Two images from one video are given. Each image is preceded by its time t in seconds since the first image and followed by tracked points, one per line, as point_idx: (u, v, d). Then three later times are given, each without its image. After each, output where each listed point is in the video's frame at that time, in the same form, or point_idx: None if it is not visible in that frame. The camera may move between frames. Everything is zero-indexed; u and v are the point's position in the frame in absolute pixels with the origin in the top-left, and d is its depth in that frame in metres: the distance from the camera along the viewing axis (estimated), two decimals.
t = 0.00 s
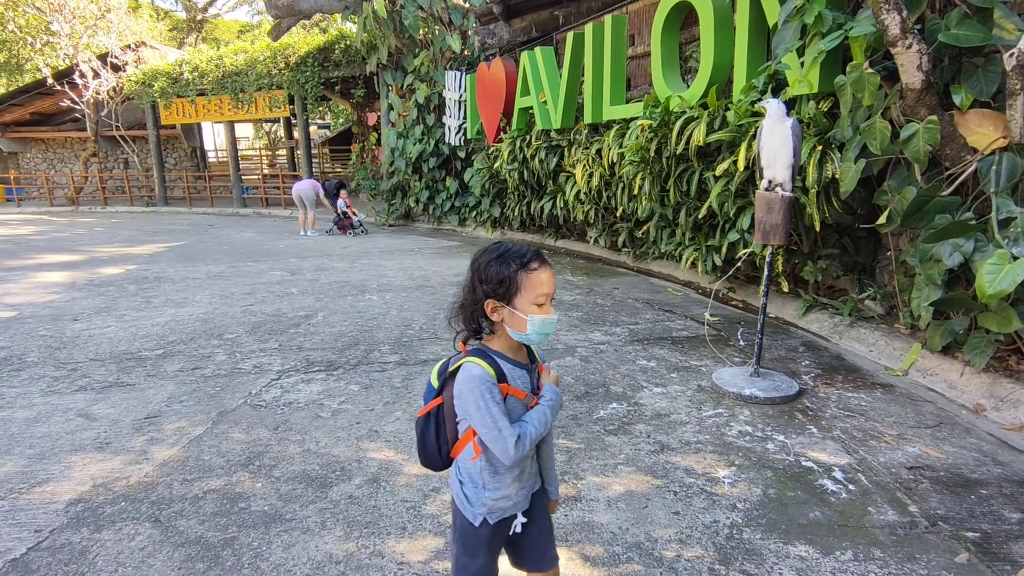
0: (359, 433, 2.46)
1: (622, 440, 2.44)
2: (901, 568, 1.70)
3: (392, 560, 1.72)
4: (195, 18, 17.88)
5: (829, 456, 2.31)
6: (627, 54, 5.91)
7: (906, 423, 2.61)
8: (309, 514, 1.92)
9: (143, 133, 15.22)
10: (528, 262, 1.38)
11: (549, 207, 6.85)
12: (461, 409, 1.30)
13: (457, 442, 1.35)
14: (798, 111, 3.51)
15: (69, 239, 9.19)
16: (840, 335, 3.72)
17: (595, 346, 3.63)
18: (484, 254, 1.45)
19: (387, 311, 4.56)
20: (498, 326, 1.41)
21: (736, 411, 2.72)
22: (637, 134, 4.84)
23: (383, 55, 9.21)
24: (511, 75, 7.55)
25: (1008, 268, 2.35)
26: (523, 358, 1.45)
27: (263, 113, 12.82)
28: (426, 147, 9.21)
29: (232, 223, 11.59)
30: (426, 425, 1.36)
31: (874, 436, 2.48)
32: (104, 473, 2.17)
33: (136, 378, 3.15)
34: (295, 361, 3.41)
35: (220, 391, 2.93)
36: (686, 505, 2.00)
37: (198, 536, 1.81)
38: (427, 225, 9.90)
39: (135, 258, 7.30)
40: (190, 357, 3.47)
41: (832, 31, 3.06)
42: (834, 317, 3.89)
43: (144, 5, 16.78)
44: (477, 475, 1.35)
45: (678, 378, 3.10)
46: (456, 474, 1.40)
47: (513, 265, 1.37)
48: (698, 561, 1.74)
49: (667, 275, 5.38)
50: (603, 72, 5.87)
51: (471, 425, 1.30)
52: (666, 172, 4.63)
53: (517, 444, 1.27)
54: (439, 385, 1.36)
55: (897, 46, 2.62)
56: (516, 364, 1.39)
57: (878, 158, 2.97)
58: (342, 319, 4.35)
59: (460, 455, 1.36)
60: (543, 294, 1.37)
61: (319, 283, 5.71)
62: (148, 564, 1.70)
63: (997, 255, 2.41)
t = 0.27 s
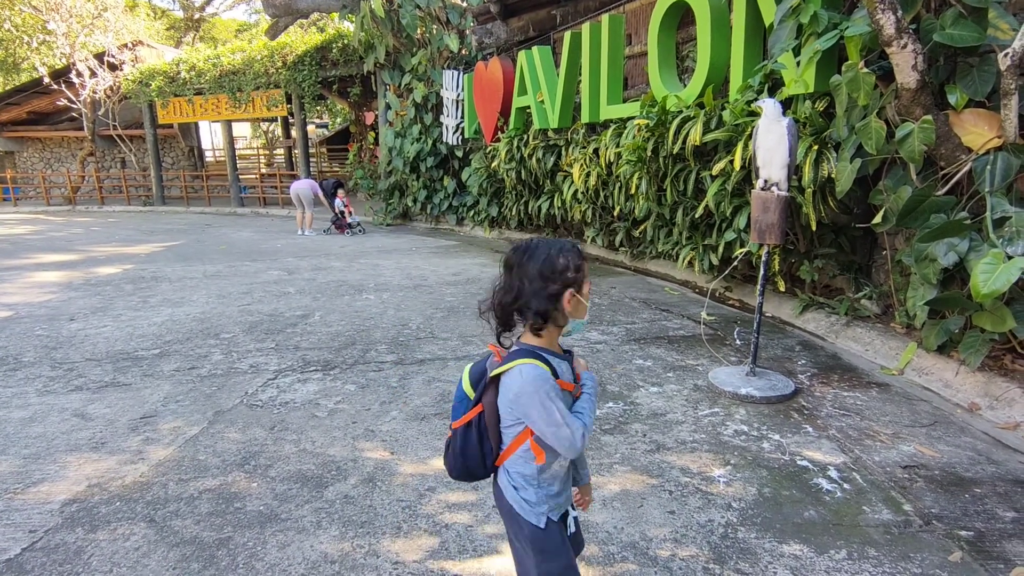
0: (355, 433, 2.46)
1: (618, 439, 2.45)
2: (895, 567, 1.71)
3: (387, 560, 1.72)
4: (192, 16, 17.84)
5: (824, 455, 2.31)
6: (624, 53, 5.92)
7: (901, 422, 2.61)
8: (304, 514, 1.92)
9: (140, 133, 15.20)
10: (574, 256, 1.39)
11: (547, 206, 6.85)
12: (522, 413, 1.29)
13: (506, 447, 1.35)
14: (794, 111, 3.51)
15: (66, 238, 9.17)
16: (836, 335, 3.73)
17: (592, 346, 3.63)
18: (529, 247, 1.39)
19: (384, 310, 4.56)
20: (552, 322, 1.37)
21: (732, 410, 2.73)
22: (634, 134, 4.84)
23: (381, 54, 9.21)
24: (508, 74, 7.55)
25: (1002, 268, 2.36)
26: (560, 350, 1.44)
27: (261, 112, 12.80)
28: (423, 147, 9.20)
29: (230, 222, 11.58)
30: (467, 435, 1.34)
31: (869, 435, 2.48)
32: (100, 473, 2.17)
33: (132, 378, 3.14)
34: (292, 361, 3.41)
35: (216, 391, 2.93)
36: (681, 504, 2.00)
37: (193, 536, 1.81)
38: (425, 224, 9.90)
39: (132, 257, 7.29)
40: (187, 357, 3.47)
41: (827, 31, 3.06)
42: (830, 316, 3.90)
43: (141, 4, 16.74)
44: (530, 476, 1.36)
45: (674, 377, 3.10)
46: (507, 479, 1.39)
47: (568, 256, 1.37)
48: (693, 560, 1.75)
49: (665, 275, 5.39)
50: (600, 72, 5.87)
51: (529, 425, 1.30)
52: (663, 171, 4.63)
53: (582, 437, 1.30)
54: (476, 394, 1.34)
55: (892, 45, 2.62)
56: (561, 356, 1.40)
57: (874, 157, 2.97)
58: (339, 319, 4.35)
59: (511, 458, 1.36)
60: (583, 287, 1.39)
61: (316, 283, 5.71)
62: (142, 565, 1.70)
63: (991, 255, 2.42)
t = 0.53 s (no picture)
0: (350, 433, 2.46)
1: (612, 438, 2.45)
2: (889, 566, 1.71)
3: (381, 561, 1.72)
4: (189, 16, 17.81)
5: (819, 454, 2.32)
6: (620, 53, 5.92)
7: (895, 421, 2.62)
8: (298, 515, 1.92)
9: (136, 133, 15.16)
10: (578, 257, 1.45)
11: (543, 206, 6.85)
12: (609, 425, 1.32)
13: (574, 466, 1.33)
14: (789, 110, 3.52)
15: (61, 239, 9.14)
16: (832, 334, 3.73)
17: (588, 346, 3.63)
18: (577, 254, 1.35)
19: (381, 310, 4.55)
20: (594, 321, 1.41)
21: (727, 409, 2.72)
22: (630, 134, 4.84)
23: (378, 54, 9.20)
24: (505, 74, 7.55)
25: (996, 267, 2.36)
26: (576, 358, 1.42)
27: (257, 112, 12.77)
28: (420, 147, 9.19)
29: (226, 222, 11.54)
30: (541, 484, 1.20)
31: (864, 434, 2.48)
32: (93, 474, 2.16)
33: (126, 378, 3.13)
34: (287, 361, 3.40)
35: (210, 392, 2.92)
36: (676, 504, 2.00)
37: (186, 537, 1.81)
38: (422, 224, 9.89)
39: (128, 258, 7.27)
40: (182, 358, 3.46)
41: (822, 31, 3.06)
42: (826, 315, 3.90)
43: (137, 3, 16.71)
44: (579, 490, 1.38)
45: (669, 377, 3.11)
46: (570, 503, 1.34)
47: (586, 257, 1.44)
48: (687, 560, 1.75)
49: (662, 274, 5.39)
50: (596, 72, 5.87)
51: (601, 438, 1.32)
52: (658, 171, 4.64)
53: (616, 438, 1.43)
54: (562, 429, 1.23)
55: (886, 45, 2.62)
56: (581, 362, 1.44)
57: (868, 156, 2.97)
58: (335, 319, 4.34)
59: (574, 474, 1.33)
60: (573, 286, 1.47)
61: (312, 283, 5.71)
62: (135, 566, 1.69)
63: (985, 254, 2.42)
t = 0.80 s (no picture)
0: (345, 435, 2.45)
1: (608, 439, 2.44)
2: (883, 565, 1.71)
3: (375, 562, 1.71)
4: (185, 17, 17.77)
5: (814, 454, 2.32)
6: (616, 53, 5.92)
7: (891, 420, 2.62)
8: (292, 517, 1.91)
9: (132, 134, 15.12)
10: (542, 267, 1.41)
11: (540, 206, 6.85)
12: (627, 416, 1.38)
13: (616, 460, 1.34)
14: (784, 110, 3.52)
15: (56, 240, 9.11)
16: (828, 333, 3.74)
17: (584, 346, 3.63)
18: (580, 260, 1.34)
19: (376, 311, 4.55)
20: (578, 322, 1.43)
21: (722, 410, 2.73)
22: (626, 134, 4.84)
23: (374, 54, 9.19)
24: (501, 74, 7.55)
25: (989, 266, 2.36)
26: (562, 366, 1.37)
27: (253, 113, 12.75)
28: (416, 147, 9.18)
29: (223, 223, 11.51)
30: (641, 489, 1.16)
31: (859, 434, 2.49)
32: (86, 477, 2.15)
33: (120, 380, 3.12)
34: (282, 362, 3.40)
35: (205, 394, 2.91)
36: (671, 505, 2.00)
37: (180, 540, 1.80)
38: (418, 224, 9.89)
39: (123, 259, 7.25)
40: (176, 359, 3.45)
41: (816, 30, 3.07)
42: (822, 315, 3.91)
43: (132, 4, 16.68)
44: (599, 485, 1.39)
45: (665, 377, 3.10)
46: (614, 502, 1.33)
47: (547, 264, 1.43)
48: (681, 560, 1.75)
49: (658, 274, 5.40)
50: (592, 72, 5.87)
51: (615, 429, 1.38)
52: (654, 171, 4.64)
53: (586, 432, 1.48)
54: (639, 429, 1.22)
55: (880, 45, 2.62)
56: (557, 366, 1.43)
57: (863, 156, 2.97)
58: (331, 320, 4.34)
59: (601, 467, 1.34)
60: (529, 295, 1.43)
61: (308, 284, 5.70)
62: (128, 569, 1.69)
63: (979, 253, 2.43)
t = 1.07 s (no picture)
0: (341, 436, 2.45)
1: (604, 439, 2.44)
2: (880, 565, 1.71)
3: (371, 565, 1.71)
4: (180, 18, 17.74)
5: (811, 453, 2.32)
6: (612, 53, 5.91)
7: (887, 419, 2.62)
8: (288, 519, 1.91)
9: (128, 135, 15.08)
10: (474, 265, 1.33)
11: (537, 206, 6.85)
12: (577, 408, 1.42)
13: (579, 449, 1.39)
14: (780, 109, 3.52)
15: (52, 242, 9.08)
16: (825, 332, 3.74)
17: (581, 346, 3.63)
18: (527, 263, 1.27)
19: (373, 312, 4.55)
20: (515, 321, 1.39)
21: (719, 409, 2.73)
22: (622, 134, 4.84)
23: (370, 54, 9.19)
24: (497, 75, 7.54)
25: (985, 265, 2.37)
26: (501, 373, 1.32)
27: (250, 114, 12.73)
28: (413, 148, 9.18)
29: (219, 225, 11.49)
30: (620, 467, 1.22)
31: (855, 433, 2.49)
32: (81, 480, 2.15)
33: (116, 383, 3.11)
34: (279, 364, 3.39)
35: (201, 396, 2.90)
36: (668, 505, 2.00)
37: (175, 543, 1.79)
38: (416, 225, 9.88)
39: (119, 261, 7.23)
40: (172, 361, 3.44)
41: (811, 30, 3.07)
42: (818, 314, 3.91)
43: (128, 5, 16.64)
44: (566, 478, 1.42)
45: (662, 377, 3.10)
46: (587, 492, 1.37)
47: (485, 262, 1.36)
48: (678, 560, 1.74)
49: (655, 274, 5.40)
50: (588, 72, 5.87)
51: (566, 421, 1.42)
52: (651, 171, 4.64)
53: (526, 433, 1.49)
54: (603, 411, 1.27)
55: (875, 44, 2.62)
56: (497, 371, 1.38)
57: (859, 155, 2.97)
58: (327, 322, 4.33)
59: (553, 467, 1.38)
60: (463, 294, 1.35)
61: (305, 285, 5.69)
62: (123, 573, 1.68)
63: (975, 252, 2.43)
